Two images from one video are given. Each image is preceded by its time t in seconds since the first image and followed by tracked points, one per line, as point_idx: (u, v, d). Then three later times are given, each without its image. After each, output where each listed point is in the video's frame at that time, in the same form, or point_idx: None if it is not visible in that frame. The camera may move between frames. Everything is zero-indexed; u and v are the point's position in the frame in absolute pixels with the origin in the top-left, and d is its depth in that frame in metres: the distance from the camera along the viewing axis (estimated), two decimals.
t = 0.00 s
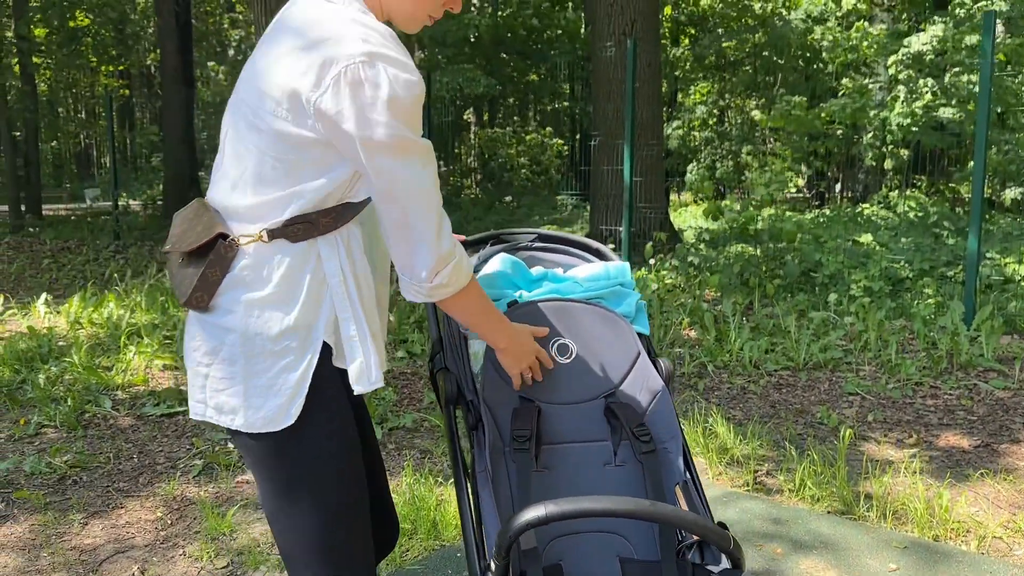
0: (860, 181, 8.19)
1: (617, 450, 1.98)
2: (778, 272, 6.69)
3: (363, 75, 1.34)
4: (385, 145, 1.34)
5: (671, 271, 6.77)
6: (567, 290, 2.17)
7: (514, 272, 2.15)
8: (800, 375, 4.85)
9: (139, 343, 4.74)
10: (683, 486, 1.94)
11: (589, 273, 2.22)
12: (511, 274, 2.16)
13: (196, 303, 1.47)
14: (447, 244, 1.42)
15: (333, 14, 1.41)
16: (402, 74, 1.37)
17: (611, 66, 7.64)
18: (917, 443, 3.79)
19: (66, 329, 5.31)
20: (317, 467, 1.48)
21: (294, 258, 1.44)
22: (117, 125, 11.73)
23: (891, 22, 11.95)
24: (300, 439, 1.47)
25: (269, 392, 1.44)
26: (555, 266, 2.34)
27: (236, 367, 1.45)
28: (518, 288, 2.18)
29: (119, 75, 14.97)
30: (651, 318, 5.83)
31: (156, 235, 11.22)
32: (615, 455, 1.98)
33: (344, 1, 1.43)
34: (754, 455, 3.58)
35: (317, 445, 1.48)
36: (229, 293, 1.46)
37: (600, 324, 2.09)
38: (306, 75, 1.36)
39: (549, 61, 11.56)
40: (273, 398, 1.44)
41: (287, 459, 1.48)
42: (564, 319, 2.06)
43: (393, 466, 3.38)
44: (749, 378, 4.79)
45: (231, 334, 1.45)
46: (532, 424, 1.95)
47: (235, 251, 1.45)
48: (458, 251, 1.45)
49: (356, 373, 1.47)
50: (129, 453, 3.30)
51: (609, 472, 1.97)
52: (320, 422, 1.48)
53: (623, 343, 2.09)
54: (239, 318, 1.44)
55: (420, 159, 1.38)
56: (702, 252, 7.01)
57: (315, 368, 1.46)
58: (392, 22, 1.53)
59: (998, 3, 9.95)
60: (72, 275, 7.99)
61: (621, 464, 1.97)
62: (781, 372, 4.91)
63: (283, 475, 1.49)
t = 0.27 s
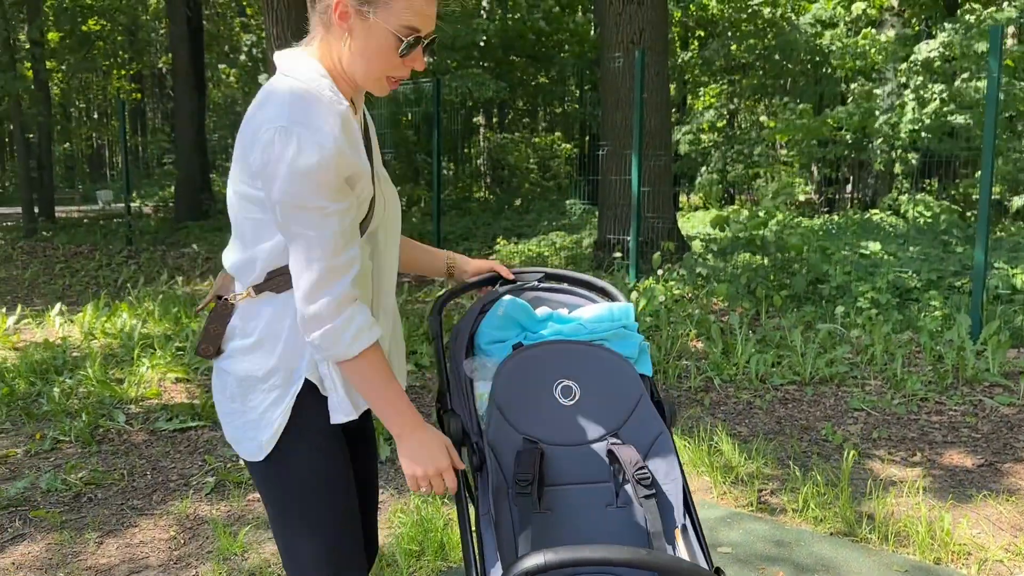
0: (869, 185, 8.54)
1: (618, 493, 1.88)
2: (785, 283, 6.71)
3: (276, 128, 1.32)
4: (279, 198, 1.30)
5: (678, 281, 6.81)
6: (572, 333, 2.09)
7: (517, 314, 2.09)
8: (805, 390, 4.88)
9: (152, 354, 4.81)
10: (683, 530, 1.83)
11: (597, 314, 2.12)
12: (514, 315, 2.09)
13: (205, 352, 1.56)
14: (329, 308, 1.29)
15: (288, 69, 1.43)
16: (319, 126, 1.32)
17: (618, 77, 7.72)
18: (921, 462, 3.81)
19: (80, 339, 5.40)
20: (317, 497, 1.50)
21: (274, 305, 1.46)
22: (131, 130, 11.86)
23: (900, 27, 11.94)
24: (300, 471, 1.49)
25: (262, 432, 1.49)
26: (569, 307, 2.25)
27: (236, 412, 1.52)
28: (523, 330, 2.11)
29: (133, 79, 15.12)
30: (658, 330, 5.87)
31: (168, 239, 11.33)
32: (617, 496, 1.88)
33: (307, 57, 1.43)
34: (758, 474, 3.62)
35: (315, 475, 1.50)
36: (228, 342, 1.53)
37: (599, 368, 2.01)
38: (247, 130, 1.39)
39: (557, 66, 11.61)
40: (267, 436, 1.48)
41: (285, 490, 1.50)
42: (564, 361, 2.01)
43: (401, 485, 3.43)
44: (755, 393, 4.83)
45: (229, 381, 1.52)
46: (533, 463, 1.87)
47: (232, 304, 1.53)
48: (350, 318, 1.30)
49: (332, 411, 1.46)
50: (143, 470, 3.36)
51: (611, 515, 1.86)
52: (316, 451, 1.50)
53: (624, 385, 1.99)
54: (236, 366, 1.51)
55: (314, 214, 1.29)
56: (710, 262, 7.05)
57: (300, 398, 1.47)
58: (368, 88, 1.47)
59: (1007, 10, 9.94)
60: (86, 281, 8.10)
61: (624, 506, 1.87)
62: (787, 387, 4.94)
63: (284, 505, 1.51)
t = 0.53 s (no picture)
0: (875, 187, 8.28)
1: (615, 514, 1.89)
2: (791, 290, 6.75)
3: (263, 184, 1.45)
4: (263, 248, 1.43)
5: (684, 286, 6.87)
6: (562, 362, 2.12)
7: (510, 343, 2.12)
8: (809, 398, 4.92)
9: (164, 359, 4.89)
10: (679, 552, 1.87)
11: (587, 343, 2.16)
12: (507, 345, 2.12)
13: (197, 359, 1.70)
14: (304, 350, 1.43)
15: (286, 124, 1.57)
16: (304, 185, 1.45)
17: (625, 82, 7.78)
18: (922, 472, 3.85)
19: (93, 344, 5.48)
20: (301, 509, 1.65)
21: (255, 327, 1.59)
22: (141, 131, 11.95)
23: (909, 28, 11.90)
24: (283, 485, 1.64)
25: (238, 442, 1.62)
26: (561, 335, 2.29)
27: (216, 419, 1.66)
28: (517, 358, 2.14)
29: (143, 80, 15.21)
30: (663, 336, 5.91)
31: (178, 240, 11.42)
32: (614, 519, 1.88)
33: (310, 111, 1.56)
34: (762, 484, 3.67)
35: (297, 477, 1.64)
36: (213, 356, 1.66)
37: (589, 394, 2.03)
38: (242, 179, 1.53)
39: (565, 68, 11.64)
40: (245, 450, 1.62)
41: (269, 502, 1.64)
42: (555, 391, 2.03)
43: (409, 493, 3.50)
44: (759, 402, 4.87)
45: (211, 392, 1.66)
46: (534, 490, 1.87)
47: (220, 321, 1.66)
48: (324, 359, 1.43)
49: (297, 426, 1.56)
50: (156, 477, 3.44)
51: (609, 539, 1.87)
52: (296, 464, 1.64)
53: (615, 409, 2.01)
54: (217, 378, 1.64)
55: (295, 265, 1.43)
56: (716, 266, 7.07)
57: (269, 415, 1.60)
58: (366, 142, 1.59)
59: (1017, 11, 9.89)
60: (98, 283, 8.20)
61: (621, 528, 1.88)
62: (791, 395, 4.98)
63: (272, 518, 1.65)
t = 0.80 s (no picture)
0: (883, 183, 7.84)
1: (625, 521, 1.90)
2: (795, 291, 6.79)
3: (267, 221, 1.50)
4: (273, 281, 1.51)
5: (688, 286, 6.92)
6: (565, 374, 2.05)
7: (514, 358, 2.05)
8: (811, 399, 4.96)
9: (173, 359, 4.96)
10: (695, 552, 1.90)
11: (587, 353, 2.11)
12: (511, 360, 2.05)
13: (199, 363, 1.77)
14: (317, 375, 1.52)
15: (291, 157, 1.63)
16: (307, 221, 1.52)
17: (630, 83, 7.81)
18: (923, 474, 3.89)
19: (104, 343, 5.55)
20: (290, 530, 1.73)
21: (253, 340, 1.65)
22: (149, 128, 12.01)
23: (915, 25, 11.87)
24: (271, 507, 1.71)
25: (227, 446, 1.68)
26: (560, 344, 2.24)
27: (212, 422, 1.72)
28: (520, 373, 2.07)
29: (149, 77, 15.28)
30: (667, 336, 5.95)
31: (185, 238, 11.49)
32: (627, 526, 1.90)
33: (312, 144, 1.62)
34: (763, 485, 3.72)
35: (280, 482, 1.71)
36: (213, 362, 1.73)
37: (593, 404, 2.00)
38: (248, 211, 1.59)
39: (570, 66, 11.66)
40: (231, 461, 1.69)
41: (257, 524, 1.71)
42: (561, 404, 1.97)
43: (415, 494, 3.56)
44: (762, 403, 4.92)
45: (210, 397, 1.72)
46: (555, 508, 1.86)
47: (220, 331, 1.72)
48: (336, 381, 1.53)
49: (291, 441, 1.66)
50: (167, 477, 3.50)
51: (625, 546, 1.89)
52: (284, 477, 1.71)
53: (618, 418, 1.99)
54: (215, 384, 1.70)
55: (304, 297, 1.51)
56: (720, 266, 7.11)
57: (260, 426, 1.67)
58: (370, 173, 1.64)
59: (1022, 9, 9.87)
60: (107, 282, 8.27)
61: (634, 534, 1.89)
62: (794, 396, 5.01)
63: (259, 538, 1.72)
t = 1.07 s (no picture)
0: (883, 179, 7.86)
1: (637, 515, 1.88)
2: (796, 289, 6.82)
3: (266, 234, 1.51)
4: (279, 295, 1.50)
5: (689, 284, 6.97)
6: (571, 374, 1.99)
7: (525, 361, 1.96)
8: (812, 396, 4.99)
9: (178, 357, 4.99)
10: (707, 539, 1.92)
11: (587, 352, 2.05)
12: (522, 363, 1.96)
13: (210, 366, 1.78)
14: (328, 388, 1.46)
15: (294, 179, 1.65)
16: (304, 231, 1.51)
17: (632, 81, 7.83)
18: (922, 471, 3.92)
19: (109, 340, 5.59)
20: (290, 533, 1.69)
21: (255, 345, 1.65)
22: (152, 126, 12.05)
23: (917, 23, 11.88)
24: (270, 510, 1.67)
25: (227, 449, 1.67)
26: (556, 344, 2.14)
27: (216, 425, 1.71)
28: (529, 376, 1.99)
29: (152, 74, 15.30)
30: (669, 333, 5.97)
31: (188, 235, 11.52)
32: (640, 520, 1.88)
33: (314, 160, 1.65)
34: (763, 481, 3.76)
35: (280, 482, 1.67)
36: (220, 366, 1.73)
37: (600, 399, 1.95)
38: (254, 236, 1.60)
39: (572, 63, 11.68)
40: (232, 462, 1.68)
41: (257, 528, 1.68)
42: (576, 403, 1.92)
43: (419, 491, 3.60)
44: (763, 400, 4.95)
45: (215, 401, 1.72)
46: (589, 507, 1.85)
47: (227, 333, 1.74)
48: (349, 393, 1.46)
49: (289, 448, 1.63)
50: (173, 474, 3.54)
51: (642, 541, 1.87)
52: (284, 478, 1.68)
53: (621, 413, 1.97)
54: (218, 388, 1.70)
55: (309, 306, 1.48)
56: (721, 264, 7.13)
57: (261, 430, 1.65)
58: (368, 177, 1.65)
59: None
60: (111, 279, 8.31)
61: (646, 527, 1.88)
62: (795, 393, 5.04)
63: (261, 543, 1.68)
